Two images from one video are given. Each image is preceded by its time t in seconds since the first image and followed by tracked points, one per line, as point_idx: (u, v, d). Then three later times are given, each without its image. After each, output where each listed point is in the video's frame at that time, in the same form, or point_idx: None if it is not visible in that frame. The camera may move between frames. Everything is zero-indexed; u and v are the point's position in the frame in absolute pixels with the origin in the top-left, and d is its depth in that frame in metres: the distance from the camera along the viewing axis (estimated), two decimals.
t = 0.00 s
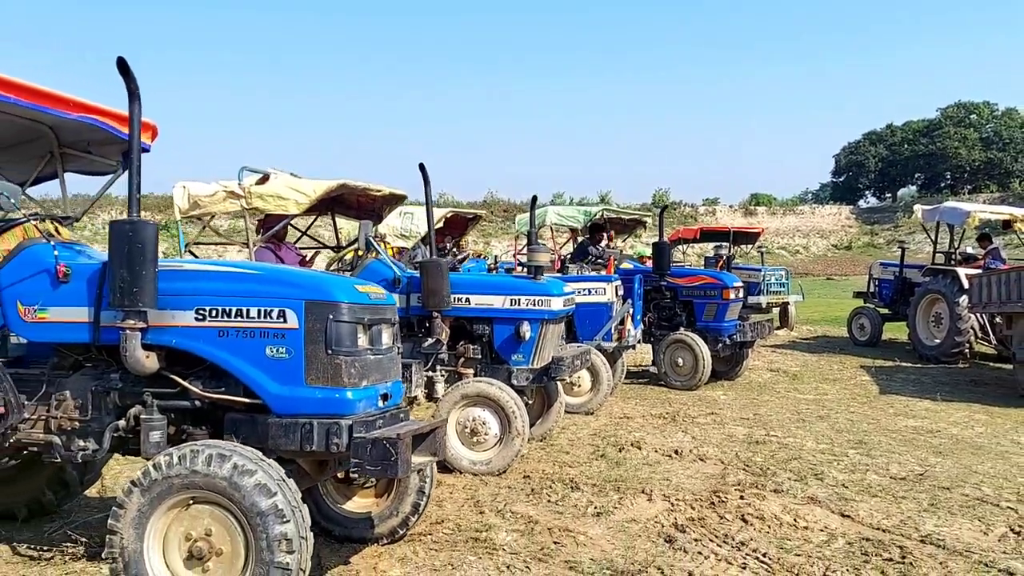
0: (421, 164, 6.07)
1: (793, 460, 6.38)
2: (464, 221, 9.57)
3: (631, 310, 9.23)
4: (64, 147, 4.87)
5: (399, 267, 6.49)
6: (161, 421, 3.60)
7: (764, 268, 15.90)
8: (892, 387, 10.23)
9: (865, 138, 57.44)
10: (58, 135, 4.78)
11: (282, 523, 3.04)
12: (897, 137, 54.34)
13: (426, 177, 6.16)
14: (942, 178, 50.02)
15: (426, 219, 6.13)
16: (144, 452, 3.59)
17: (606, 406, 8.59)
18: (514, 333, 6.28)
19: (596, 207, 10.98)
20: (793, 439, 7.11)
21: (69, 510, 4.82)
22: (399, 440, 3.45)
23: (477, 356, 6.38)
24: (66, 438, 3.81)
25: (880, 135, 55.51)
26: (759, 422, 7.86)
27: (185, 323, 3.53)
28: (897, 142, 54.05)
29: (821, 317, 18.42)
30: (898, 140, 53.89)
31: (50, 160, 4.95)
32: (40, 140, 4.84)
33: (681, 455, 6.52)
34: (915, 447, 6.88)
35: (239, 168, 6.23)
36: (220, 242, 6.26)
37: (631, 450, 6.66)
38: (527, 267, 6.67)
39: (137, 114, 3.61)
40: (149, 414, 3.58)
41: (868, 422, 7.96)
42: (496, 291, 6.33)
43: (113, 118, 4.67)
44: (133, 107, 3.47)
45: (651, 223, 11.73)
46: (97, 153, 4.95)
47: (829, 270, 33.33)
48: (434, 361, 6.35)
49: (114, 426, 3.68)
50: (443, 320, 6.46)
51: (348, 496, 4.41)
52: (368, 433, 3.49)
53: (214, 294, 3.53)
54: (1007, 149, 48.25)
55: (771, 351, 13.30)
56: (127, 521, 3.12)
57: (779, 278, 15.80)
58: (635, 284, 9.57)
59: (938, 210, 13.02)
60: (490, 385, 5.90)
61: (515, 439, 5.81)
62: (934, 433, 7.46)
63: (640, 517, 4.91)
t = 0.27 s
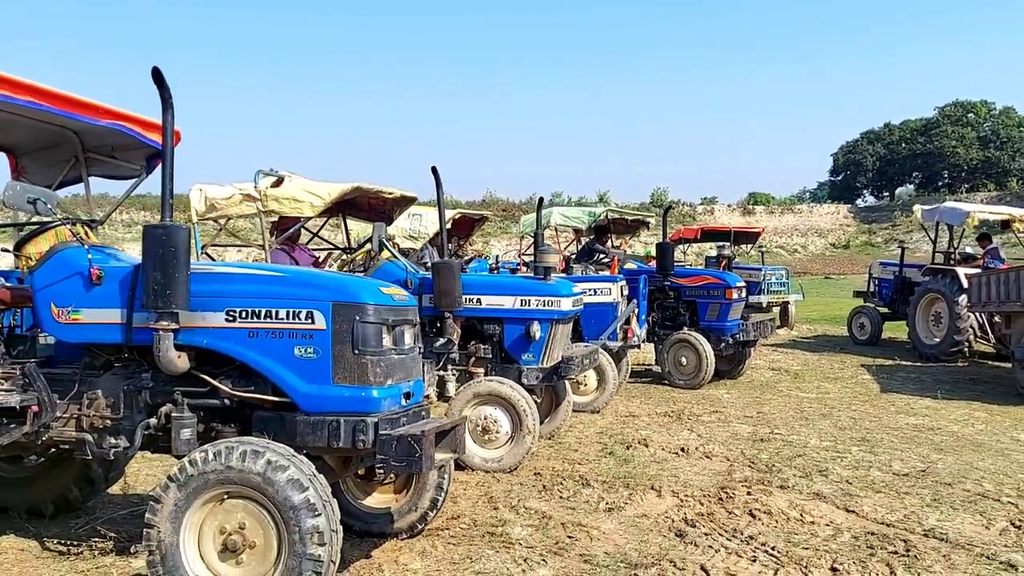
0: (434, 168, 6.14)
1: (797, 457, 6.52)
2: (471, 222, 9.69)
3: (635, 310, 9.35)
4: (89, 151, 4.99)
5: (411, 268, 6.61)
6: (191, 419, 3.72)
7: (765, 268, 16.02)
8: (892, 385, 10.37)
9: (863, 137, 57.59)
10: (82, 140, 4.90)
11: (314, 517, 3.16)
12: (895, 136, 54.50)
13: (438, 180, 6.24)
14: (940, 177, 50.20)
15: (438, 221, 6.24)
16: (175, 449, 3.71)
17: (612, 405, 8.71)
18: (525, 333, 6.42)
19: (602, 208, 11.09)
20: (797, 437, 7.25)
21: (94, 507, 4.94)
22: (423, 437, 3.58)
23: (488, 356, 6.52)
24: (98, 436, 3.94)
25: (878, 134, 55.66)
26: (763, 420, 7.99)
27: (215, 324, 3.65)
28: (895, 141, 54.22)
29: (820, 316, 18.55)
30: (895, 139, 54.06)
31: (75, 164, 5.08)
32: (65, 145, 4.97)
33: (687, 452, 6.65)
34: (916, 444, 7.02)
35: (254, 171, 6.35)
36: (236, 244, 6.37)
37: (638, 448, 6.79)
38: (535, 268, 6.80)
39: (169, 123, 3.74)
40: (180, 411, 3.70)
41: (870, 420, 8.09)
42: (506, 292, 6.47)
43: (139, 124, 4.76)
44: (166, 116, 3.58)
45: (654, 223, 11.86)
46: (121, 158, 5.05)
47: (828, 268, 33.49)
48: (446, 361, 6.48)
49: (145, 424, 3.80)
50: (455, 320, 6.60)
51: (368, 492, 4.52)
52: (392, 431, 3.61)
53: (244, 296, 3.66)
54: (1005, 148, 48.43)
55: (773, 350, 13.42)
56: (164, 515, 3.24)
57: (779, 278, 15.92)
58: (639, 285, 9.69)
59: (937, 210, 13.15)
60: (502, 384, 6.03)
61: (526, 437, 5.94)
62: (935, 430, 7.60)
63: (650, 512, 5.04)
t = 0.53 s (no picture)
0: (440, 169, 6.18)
1: (797, 451, 6.63)
2: (474, 220, 9.80)
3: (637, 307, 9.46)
4: (103, 153, 5.08)
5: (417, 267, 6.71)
6: (210, 415, 3.82)
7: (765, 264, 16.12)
8: (891, 380, 10.49)
9: (861, 132, 57.66)
10: (97, 142, 4.99)
11: (332, 509, 3.27)
12: (894, 131, 54.60)
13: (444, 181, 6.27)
14: (938, 172, 50.31)
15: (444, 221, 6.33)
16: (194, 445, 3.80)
17: (614, 400, 8.82)
18: (530, 330, 6.54)
19: (604, 207, 11.30)
20: (797, 431, 7.37)
21: (109, 502, 5.04)
22: (436, 433, 3.70)
23: (493, 354, 6.63)
24: (118, 431, 4.04)
25: (876, 129, 55.75)
26: (763, 415, 8.11)
27: (233, 323, 3.76)
28: (894, 137, 54.31)
29: (819, 312, 18.67)
30: (894, 134, 54.16)
31: (90, 166, 5.17)
32: (80, 147, 5.07)
33: (689, 447, 6.77)
34: (914, 438, 7.14)
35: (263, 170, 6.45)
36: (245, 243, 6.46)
37: (641, 443, 6.91)
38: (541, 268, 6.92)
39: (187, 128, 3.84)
40: (199, 408, 3.81)
41: (868, 415, 8.21)
42: (512, 290, 6.60)
43: (154, 127, 4.84)
44: (186, 121, 3.69)
45: (655, 220, 11.97)
46: (135, 160, 5.15)
47: (827, 264, 33.61)
48: (451, 358, 6.58)
49: (165, 420, 3.90)
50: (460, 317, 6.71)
51: (379, 486, 4.63)
52: (406, 427, 3.72)
53: (261, 295, 3.76)
54: (1003, 143, 48.55)
55: (772, 345, 13.54)
56: (187, 508, 3.35)
57: (779, 274, 16.02)
58: (641, 282, 9.80)
59: (935, 206, 13.27)
60: (507, 380, 6.13)
61: (531, 433, 6.04)
62: (933, 424, 7.72)
63: (654, 505, 5.16)
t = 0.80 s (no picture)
0: (446, 171, 6.31)
1: (794, 448, 6.76)
2: (475, 220, 9.92)
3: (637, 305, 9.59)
4: (117, 155, 5.18)
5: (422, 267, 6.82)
6: (224, 412, 3.96)
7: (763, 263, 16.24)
8: (887, 378, 10.62)
9: (859, 131, 57.82)
10: (111, 145, 5.09)
11: (346, 501, 3.39)
12: (891, 130, 54.74)
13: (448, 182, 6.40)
14: (936, 171, 50.47)
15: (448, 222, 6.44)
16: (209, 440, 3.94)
17: (614, 398, 8.95)
18: (533, 329, 6.66)
19: (604, 207, 11.42)
20: (795, 428, 7.50)
21: (122, 496, 5.16)
22: (445, 428, 3.82)
23: (496, 351, 6.74)
24: (134, 427, 4.16)
25: (874, 129, 55.91)
26: (761, 413, 8.23)
27: (248, 322, 3.88)
28: (891, 136, 54.46)
29: (817, 311, 18.80)
30: (892, 133, 54.31)
31: (104, 168, 5.28)
32: (94, 149, 5.18)
33: (689, 444, 6.89)
34: (909, 435, 7.27)
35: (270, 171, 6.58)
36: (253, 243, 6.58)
37: (641, 439, 7.04)
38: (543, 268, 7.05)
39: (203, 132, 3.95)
40: (214, 404, 3.94)
41: (865, 412, 8.34)
42: (515, 289, 6.73)
43: (168, 129, 4.82)
44: (203, 126, 3.80)
45: (654, 220, 12.09)
46: (148, 162, 5.24)
47: (824, 263, 33.75)
48: (455, 355, 6.69)
49: (181, 416, 4.02)
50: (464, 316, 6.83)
51: (387, 480, 4.75)
52: (416, 422, 3.85)
53: (275, 295, 3.88)
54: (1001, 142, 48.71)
55: (770, 344, 13.68)
56: (205, 501, 3.47)
57: (777, 273, 16.14)
58: (641, 281, 9.92)
59: (932, 206, 13.40)
60: (511, 377, 6.26)
61: (533, 429, 6.18)
62: (928, 422, 7.85)
63: (655, 500, 5.28)
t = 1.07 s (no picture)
0: (451, 173, 6.42)
1: (793, 443, 6.90)
2: (478, 219, 10.05)
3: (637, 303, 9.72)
4: (132, 159, 5.30)
5: (427, 267, 6.94)
6: (241, 410, 4.08)
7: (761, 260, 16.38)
8: (884, 375, 10.76)
9: (857, 127, 57.96)
10: (126, 149, 5.21)
11: (362, 496, 3.52)
12: (889, 126, 54.87)
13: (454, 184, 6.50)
14: (933, 167, 50.61)
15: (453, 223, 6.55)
16: (227, 437, 4.06)
17: (615, 395, 9.08)
18: (537, 327, 6.79)
19: (605, 206, 11.55)
20: (793, 424, 7.64)
21: (137, 492, 5.28)
22: (456, 425, 3.96)
23: (500, 350, 6.87)
24: (153, 424, 4.29)
25: (872, 125, 56.05)
26: (760, 409, 8.36)
27: (265, 323, 4.01)
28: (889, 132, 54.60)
29: (815, 307, 18.95)
30: (890, 129, 54.45)
31: (118, 171, 5.40)
32: (109, 153, 5.30)
33: (689, 439, 7.02)
34: (905, 430, 7.42)
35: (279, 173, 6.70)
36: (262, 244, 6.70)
37: (643, 435, 7.17)
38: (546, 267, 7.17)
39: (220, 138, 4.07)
40: (232, 402, 4.06)
41: (862, 408, 8.48)
42: (519, 288, 6.86)
43: (181, 134, 4.97)
44: (221, 134, 3.92)
45: (654, 218, 12.22)
46: (161, 165, 5.37)
47: (822, 259, 33.89)
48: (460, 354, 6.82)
49: (199, 413, 4.14)
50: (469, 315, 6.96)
51: (397, 475, 4.89)
52: (427, 419, 3.99)
53: (291, 296, 4.01)
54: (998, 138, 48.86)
55: (768, 341, 13.82)
56: (226, 495, 3.61)
57: (776, 270, 16.28)
58: (642, 279, 10.05)
59: (929, 204, 13.52)
60: (515, 375, 6.40)
61: (537, 426, 6.31)
62: (924, 418, 7.99)
63: (657, 494, 5.42)
